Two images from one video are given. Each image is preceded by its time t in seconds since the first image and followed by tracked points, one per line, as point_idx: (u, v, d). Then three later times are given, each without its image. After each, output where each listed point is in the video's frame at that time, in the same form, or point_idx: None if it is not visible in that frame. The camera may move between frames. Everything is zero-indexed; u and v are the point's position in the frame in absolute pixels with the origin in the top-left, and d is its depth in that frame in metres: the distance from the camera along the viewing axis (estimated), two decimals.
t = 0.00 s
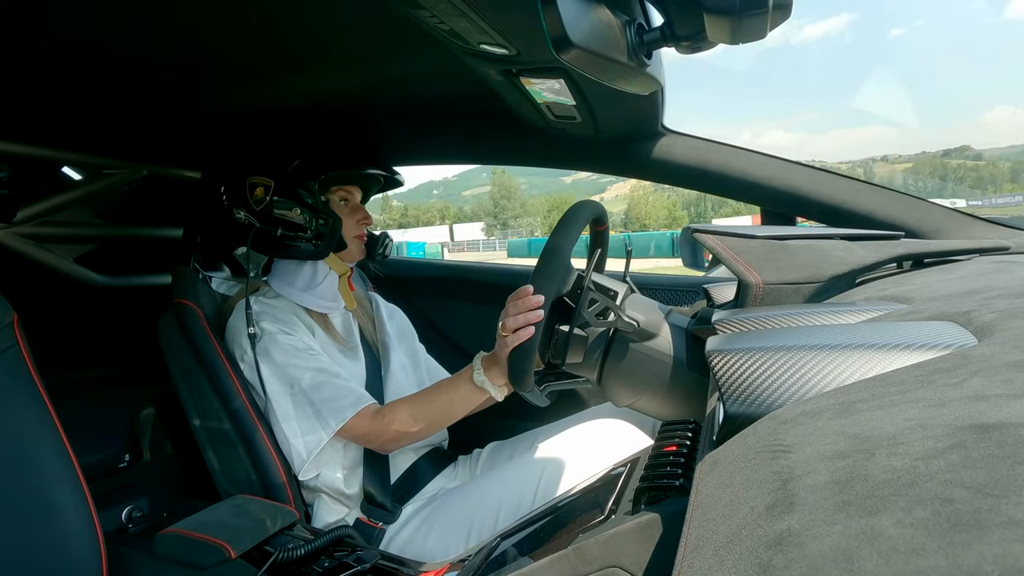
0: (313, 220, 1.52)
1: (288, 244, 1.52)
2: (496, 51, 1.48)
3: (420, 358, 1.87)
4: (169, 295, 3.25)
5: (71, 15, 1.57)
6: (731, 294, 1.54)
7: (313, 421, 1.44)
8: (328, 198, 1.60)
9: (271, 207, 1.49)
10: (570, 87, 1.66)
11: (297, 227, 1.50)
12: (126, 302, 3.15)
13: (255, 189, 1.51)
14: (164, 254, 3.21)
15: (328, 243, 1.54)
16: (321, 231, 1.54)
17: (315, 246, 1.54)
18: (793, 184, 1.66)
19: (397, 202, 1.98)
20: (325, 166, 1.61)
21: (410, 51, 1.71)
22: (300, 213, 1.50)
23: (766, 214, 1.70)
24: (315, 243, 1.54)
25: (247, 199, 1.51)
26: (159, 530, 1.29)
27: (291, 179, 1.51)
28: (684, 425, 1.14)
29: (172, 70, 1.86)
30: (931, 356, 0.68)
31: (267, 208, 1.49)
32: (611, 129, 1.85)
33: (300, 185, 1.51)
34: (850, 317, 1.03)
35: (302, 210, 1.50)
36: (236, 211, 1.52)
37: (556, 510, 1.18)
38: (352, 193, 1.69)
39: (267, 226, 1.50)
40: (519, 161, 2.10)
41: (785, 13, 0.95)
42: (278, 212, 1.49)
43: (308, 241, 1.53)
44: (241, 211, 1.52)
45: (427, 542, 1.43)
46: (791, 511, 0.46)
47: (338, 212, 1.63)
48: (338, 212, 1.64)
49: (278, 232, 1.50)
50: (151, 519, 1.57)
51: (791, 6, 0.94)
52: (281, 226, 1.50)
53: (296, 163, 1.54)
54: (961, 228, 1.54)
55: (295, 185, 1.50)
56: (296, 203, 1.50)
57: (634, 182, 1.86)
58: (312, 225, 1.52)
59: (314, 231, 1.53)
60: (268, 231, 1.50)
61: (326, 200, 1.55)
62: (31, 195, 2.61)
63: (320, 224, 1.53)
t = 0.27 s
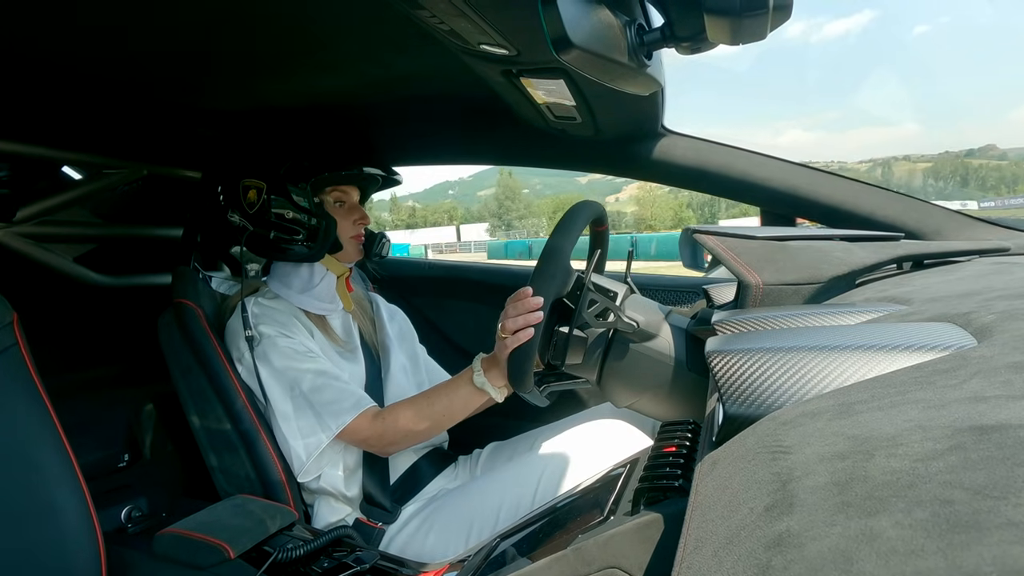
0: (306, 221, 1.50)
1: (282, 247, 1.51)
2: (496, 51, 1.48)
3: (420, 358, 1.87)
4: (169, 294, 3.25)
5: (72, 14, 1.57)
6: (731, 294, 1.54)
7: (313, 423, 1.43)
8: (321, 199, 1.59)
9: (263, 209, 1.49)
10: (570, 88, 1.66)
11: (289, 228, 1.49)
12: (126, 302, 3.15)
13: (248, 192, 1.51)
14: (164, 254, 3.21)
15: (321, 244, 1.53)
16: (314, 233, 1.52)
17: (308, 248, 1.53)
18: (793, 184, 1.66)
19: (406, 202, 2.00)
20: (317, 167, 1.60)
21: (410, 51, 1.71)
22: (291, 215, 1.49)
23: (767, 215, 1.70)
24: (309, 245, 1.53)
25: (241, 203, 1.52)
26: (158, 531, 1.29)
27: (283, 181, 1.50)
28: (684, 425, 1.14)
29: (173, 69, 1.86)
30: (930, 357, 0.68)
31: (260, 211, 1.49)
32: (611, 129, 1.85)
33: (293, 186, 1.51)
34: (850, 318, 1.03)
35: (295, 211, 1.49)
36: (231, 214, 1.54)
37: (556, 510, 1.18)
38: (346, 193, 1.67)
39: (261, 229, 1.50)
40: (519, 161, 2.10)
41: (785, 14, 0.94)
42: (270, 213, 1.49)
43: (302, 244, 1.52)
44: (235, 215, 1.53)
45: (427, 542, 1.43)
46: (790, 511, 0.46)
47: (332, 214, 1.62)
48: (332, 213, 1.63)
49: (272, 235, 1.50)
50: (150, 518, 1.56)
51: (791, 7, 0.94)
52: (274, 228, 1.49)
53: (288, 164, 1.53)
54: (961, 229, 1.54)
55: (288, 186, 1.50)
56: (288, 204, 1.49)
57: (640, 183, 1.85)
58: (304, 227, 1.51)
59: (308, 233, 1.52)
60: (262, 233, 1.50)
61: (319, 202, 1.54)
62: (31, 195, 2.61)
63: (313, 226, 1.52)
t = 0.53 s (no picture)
0: (306, 221, 1.51)
1: (282, 246, 1.51)
2: (496, 51, 1.48)
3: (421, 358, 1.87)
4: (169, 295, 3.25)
5: (72, 14, 1.57)
6: (731, 294, 1.53)
7: (312, 426, 1.43)
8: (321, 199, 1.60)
9: (264, 209, 1.49)
10: (570, 88, 1.66)
11: (290, 228, 1.50)
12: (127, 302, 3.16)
13: (247, 192, 1.51)
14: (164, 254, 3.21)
15: (321, 244, 1.53)
16: (314, 233, 1.52)
17: (308, 248, 1.53)
18: (793, 184, 1.66)
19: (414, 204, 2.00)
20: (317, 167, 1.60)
21: (410, 50, 1.71)
22: (291, 216, 1.49)
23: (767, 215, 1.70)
24: (309, 245, 1.53)
25: (241, 203, 1.52)
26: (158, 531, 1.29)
27: (283, 180, 1.50)
28: (684, 425, 1.14)
29: (173, 69, 1.86)
30: (929, 357, 0.68)
31: (260, 211, 1.49)
32: (611, 129, 1.84)
33: (292, 185, 1.51)
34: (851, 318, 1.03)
35: (295, 210, 1.49)
36: (231, 214, 1.54)
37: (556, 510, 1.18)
38: (347, 193, 1.68)
39: (261, 229, 1.50)
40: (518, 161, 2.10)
41: (785, 14, 0.95)
42: (271, 214, 1.49)
43: (302, 244, 1.52)
44: (235, 214, 1.54)
45: (428, 541, 1.43)
46: (791, 511, 0.46)
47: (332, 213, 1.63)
48: (332, 212, 1.63)
49: (272, 235, 1.50)
50: (150, 519, 1.56)
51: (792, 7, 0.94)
52: (274, 228, 1.49)
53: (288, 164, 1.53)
54: (961, 229, 1.54)
55: (287, 186, 1.50)
56: (288, 203, 1.49)
57: (645, 184, 1.84)
58: (304, 227, 1.51)
59: (308, 233, 1.52)
60: (262, 233, 1.50)
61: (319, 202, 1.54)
62: (31, 194, 2.61)
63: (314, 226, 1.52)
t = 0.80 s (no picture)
0: (304, 221, 1.51)
1: (281, 247, 1.52)
2: (495, 52, 1.48)
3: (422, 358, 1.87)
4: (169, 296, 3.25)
5: (72, 16, 1.57)
6: (731, 294, 1.53)
7: (311, 428, 1.43)
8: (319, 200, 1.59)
9: (262, 211, 1.49)
10: (570, 88, 1.66)
11: (288, 229, 1.50)
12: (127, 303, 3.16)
13: (245, 193, 1.51)
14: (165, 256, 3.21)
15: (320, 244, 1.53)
16: (313, 234, 1.53)
17: (307, 249, 1.53)
18: (793, 184, 1.66)
19: (420, 206, 2.05)
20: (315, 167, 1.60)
21: (410, 51, 1.71)
22: (290, 216, 1.49)
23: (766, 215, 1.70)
24: (307, 246, 1.53)
25: (239, 204, 1.52)
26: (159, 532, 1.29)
27: (281, 181, 1.50)
28: (684, 425, 1.14)
29: (173, 70, 1.86)
30: (931, 357, 0.68)
31: (258, 212, 1.50)
32: (610, 129, 1.84)
33: (290, 185, 1.51)
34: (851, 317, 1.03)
35: (293, 211, 1.50)
36: (230, 216, 1.54)
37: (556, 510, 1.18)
38: (346, 193, 1.68)
39: (259, 230, 1.50)
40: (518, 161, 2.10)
41: (785, 14, 0.95)
42: (269, 215, 1.49)
43: (301, 244, 1.53)
44: (234, 215, 1.54)
45: (429, 542, 1.43)
46: (792, 511, 0.46)
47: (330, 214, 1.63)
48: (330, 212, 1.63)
49: (271, 236, 1.50)
50: (151, 520, 1.55)
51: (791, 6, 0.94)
52: (272, 229, 1.49)
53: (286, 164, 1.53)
54: (961, 228, 1.54)
55: (285, 186, 1.50)
56: (286, 204, 1.49)
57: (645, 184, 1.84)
58: (303, 228, 1.51)
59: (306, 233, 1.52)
60: (261, 234, 1.50)
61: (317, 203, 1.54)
62: (31, 196, 2.61)
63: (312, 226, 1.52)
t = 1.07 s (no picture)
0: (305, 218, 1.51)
1: (281, 244, 1.51)
2: (496, 50, 1.48)
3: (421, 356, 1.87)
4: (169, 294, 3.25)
5: (72, 13, 1.56)
6: (731, 293, 1.53)
7: (304, 428, 1.42)
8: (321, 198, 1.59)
9: (263, 208, 1.49)
10: (570, 87, 1.66)
11: (290, 226, 1.50)
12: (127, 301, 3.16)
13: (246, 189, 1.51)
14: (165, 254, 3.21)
15: (320, 241, 1.53)
16: (314, 231, 1.53)
17: (308, 246, 1.53)
18: (793, 184, 1.66)
19: (424, 204, 2.04)
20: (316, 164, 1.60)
21: (410, 49, 1.71)
22: (292, 213, 1.49)
23: (766, 214, 1.70)
24: (308, 243, 1.53)
25: (240, 201, 1.52)
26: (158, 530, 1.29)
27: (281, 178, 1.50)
28: (684, 425, 1.14)
29: (173, 68, 1.86)
30: (929, 357, 0.68)
31: (259, 209, 1.49)
32: (611, 128, 1.85)
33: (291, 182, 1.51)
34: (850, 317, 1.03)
35: (294, 208, 1.49)
36: (231, 213, 1.53)
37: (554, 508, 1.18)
38: (346, 190, 1.68)
39: (260, 227, 1.49)
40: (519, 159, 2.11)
41: (786, 13, 0.94)
42: (270, 211, 1.49)
43: (302, 242, 1.52)
44: (235, 212, 1.53)
45: (428, 540, 1.43)
46: (790, 510, 0.46)
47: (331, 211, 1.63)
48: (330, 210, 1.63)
49: (272, 233, 1.49)
50: (150, 518, 1.52)
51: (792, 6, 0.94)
52: (273, 225, 1.49)
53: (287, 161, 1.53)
54: (961, 228, 1.54)
55: (287, 183, 1.50)
56: (287, 201, 1.49)
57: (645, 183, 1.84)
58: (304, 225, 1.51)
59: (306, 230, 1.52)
60: (262, 231, 1.50)
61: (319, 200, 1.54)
62: (31, 193, 2.61)
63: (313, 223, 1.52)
